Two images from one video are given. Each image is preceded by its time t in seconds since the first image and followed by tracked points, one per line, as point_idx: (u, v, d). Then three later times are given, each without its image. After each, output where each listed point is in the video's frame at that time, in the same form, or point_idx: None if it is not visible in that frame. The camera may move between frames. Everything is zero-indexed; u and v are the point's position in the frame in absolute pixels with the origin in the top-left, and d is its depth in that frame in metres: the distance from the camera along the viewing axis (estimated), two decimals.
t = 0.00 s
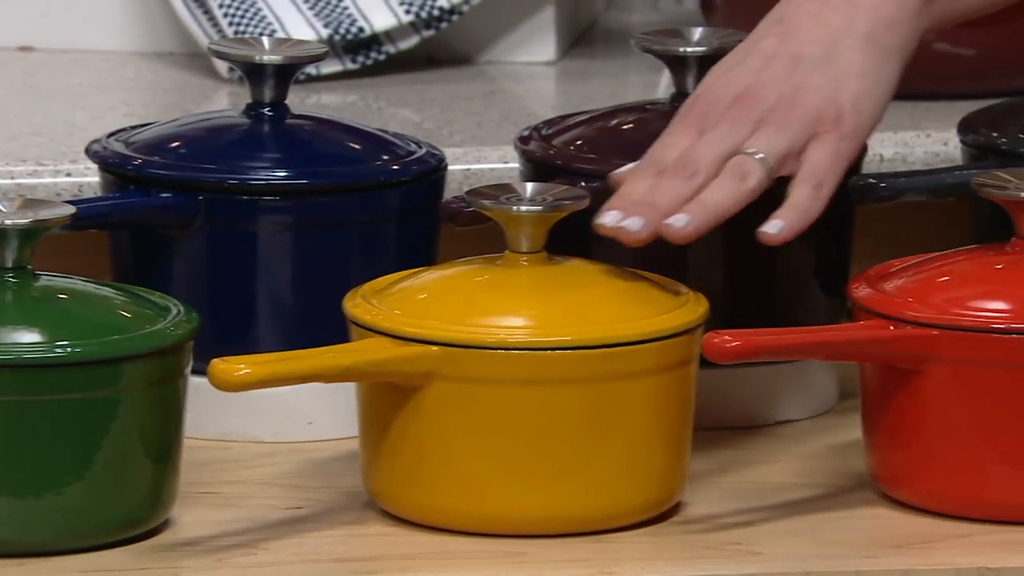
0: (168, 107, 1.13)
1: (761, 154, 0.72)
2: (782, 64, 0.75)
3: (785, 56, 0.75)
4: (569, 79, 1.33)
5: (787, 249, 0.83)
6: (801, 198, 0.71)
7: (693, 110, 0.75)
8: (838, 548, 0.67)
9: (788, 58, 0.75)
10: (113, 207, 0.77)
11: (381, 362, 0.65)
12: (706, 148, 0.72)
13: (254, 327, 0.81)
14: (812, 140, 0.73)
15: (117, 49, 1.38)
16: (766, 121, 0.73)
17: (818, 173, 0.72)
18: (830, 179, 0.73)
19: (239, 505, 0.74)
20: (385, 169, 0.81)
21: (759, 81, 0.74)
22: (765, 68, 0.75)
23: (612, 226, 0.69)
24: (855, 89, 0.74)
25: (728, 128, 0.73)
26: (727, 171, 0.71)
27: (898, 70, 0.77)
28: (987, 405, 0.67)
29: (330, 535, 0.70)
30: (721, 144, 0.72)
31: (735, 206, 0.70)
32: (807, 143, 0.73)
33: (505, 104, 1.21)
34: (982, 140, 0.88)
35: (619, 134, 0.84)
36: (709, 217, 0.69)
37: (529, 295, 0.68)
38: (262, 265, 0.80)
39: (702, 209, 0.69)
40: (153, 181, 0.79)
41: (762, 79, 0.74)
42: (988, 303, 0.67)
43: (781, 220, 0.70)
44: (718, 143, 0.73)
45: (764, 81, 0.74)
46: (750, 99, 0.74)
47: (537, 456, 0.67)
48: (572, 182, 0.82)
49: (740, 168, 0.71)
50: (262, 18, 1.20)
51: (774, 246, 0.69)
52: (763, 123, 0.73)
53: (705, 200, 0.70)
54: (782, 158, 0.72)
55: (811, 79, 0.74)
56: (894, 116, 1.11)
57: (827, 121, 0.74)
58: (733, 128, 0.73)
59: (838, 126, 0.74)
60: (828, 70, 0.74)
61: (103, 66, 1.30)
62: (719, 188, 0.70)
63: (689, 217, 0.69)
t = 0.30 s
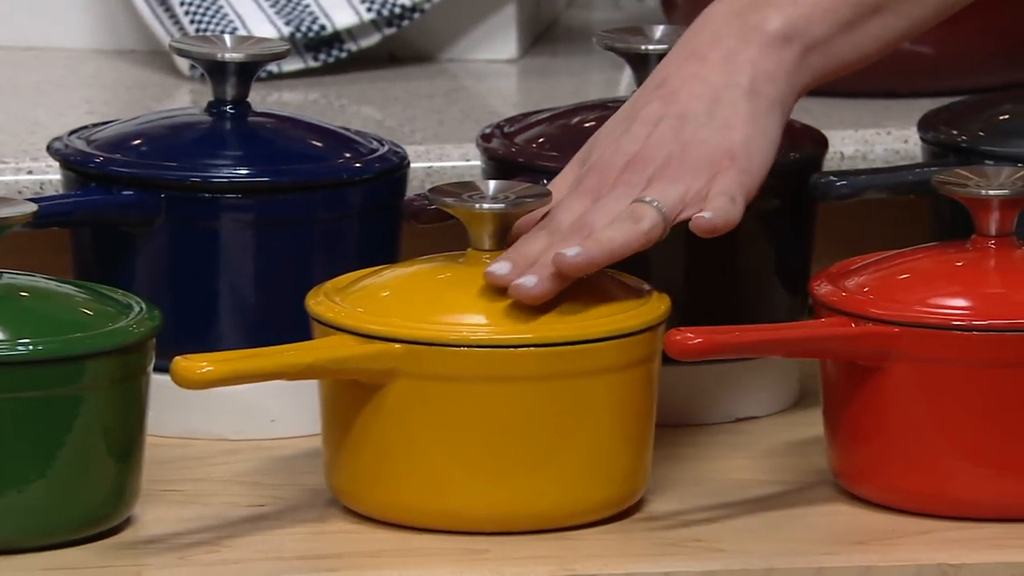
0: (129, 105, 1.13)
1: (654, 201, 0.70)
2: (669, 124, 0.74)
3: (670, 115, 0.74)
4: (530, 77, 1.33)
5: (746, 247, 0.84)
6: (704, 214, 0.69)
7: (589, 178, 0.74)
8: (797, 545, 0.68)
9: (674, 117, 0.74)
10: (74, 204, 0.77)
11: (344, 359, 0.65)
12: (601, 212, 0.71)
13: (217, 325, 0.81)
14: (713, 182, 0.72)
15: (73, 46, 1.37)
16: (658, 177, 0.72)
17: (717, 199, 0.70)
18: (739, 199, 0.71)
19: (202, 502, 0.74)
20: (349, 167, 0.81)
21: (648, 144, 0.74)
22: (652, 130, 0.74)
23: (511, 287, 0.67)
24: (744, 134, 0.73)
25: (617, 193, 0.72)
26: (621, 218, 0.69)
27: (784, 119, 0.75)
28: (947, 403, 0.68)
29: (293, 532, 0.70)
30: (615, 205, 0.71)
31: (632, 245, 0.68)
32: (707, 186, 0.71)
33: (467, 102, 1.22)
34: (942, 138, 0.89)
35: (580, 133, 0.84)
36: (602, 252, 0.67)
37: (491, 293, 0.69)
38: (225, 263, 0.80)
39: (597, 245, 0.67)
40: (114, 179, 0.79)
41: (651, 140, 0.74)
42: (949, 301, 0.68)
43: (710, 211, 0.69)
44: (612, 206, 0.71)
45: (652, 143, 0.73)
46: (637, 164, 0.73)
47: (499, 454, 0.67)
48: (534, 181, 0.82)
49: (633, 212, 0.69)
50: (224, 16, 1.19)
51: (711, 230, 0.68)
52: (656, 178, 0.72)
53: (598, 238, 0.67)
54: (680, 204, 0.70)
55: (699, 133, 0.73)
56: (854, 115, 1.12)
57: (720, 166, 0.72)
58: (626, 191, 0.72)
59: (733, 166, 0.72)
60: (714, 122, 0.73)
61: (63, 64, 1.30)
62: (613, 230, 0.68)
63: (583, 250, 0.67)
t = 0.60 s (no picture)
0: (119, 96, 1.13)
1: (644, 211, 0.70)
2: (661, 140, 0.74)
3: (663, 133, 0.74)
4: (520, 68, 1.33)
5: (736, 239, 0.84)
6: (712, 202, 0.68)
7: (579, 186, 0.75)
8: (786, 535, 0.68)
9: (668, 136, 0.74)
10: (65, 195, 0.76)
11: (334, 350, 0.65)
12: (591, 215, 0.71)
13: (207, 316, 0.81)
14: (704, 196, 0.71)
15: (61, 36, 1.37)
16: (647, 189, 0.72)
17: (711, 197, 0.69)
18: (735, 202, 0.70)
19: (193, 494, 0.74)
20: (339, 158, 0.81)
21: (639, 157, 0.74)
22: (648, 144, 0.74)
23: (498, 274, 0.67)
24: (736, 152, 0.72)
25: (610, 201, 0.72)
26: (609, 223, 0.69)
27: (777, 146, 0.75)
28: (936, 394, 0.69)
29: (283, 523, 0.70)
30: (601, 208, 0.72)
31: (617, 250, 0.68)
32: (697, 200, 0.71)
33: (457, 92, 1.22)
34: (932, 129, 0.89)
35: (570, 124, 0.84)
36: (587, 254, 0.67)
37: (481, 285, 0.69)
38: (215, 254, 0.80)
39: (583, 245, 0.68)
40: (104, 169, 0.79)
41: (642, 154, 0.74)
42: (938, 292, 0.68)
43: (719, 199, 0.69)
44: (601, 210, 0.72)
45: (645, 158, 0.74)
46: (630, 175, 0.73)
47: (489, 445, 0.68)
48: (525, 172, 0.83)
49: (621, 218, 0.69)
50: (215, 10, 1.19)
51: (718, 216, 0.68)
52: (647, 190, 0.72)
53: (585, 238, 0.68)
54: (669, 215, 0.70)
55: (692, 152, 0.73)
56: (844, 106, 1.13)
57: (711, 180, 0.71)
58: (616, 198, 0.73)
59: (724, 179, 0.71)
60: (708, 140, 0.73)
61: (52, 55, 1.30)
62: (600, 233, 0.68)
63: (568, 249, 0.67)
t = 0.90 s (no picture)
0: (116, 89, 1.13)
1: (661, 207, 0.70)
2: (672, 129, 0.75)
3: (673, 120, 0.75)
4: (518, 61, 1.33)
5: (734, 232, 0.84)
6: (732, 199, 0.68)
7: (594, 183, 0.74)
8: (784, 528, 0.69)
9: (677, 121, 0.75)
10: (62, 187, 0.76)
11: (332, 343, 0.65)
12: (610, 215, 0.71)
13: (205, 309, 0.81)
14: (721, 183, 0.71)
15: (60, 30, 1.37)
16: (663, 183, 0.72)
17: (731, 191, 0.69)
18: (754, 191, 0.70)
19: (190, 487, 0.74)
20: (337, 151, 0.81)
21: (652, 148, 0.74)
22: (659, 137, 0.75)
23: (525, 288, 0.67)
24: (746, 135, 0.73)
25: (625, 196, 0.72)
26: (628, 226, 0.69)
27: (789, 122, 0.76)
28: (934, 388, 0.69)
29: (280, 516, 0.70)
30: (620, 206, 0.71)
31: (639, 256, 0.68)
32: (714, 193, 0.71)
33: (455, 85, 1.22)
34: (929, 122, 0.89)
35: (569, 117, 0.84)
36: (610, 266, 0.67)
37: (479, 279, 0.69)
38: (212, 247, 0.80)
39: (605, 257, 0.67)
40: (101, 163, 0.79)
41: (654, 145, 0.74)
42: (936, 285, 0.68)
43: (737, 195, 0.69)
44: (620, 210, 0.71)
45: (657, 149, 0.74)
46: (644, 168, 0.73)
47: (487, 438, 0.68)
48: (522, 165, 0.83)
49: (640, 220, 0.69)
50: None
51: (741, 216, 0.68)
52: (662, 182, 0.72)
53: (607, 249, 0.67)
54: (688, 207, 0.70)
55: (704, 137, 0.73)
56: (842, 99, 1.13)
57: (725, 164, 0.72)
58: (633, 194, 0.72)
59: (739, 164, 0.72)
60: (718, 125, 0.74)
61: (49, 48, 1.30)
62: (621, 239, 0.68)
63: (592, 264, 0.67)
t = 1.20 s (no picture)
0: (115, 85, 1.13)
1: (670, 180, 0.70)
2: (683, 99, 0.74)
3: (683, 90, 0.74)
4: (517, 57, 1.33)
5: (733, 228, 0.84)
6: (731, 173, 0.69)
7: (604, 159, 0.75)
8: (783, 524, 0.69)
9: (687, 91, 0.74)
10: (63, 183, 0.76)
11: (332, 339, 0.65)
12: (620, 191, 0.71)
13: (204, 305, 0.81)
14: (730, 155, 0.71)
15: (61, 25, 1.37)
16: (671, 157, 0.72)
17: (734, 165, 0.70)
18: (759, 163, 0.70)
19: (189, 482, 0.74)
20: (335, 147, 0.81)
21: (663, 121, 0.74)
22: (668, 107, 0.74)
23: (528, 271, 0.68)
24: (757, 103, 0.72)
25: (634, 170, 0.72)
26: (635, 199, 0.70)
27: (800, 86, 0.75)
28: (933, 383, 0.69)
29: (280, 512, 0.70)
30: (629, 181, 0.71)
31: (647, 228, 0.68)
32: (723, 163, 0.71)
33: (454, 81, 1.22)
34: (928, 118, 0.89)
35: (568, 113, 0.84)
36: (615, 241, 0.68)
37: (478, 274, 0.69)
38: (212, 243, 0.80)
39: (611, 232, 0.68)
40: (101, 158, 0.79)
41: (664, 117, 0.74)
42: (936, 280, 0.68)
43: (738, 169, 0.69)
44: (630, 183, 0.71)
45: (667, 121, 0.73)
46: (654, 141, 0.73)
47: (487, 433, 0.68)
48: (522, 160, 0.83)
49: (646, 193, 0.70)
50: None
51: (740, 189, 0.68)
52: (672, 156, 0.72)
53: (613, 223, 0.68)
54: (696, 177, 0.70)
55: (714, 107, 0.73)
56: (841, 95, 1.13)
57: (735, 137, 0.71)
58: (642, 169, 0.72)
59: (747, 134, 0.71)
60: (727, 93, 0.73)
61: (49, 44, 1.29)
62: (628, 213, 0.69)
63: (596, 237, 0.68)
